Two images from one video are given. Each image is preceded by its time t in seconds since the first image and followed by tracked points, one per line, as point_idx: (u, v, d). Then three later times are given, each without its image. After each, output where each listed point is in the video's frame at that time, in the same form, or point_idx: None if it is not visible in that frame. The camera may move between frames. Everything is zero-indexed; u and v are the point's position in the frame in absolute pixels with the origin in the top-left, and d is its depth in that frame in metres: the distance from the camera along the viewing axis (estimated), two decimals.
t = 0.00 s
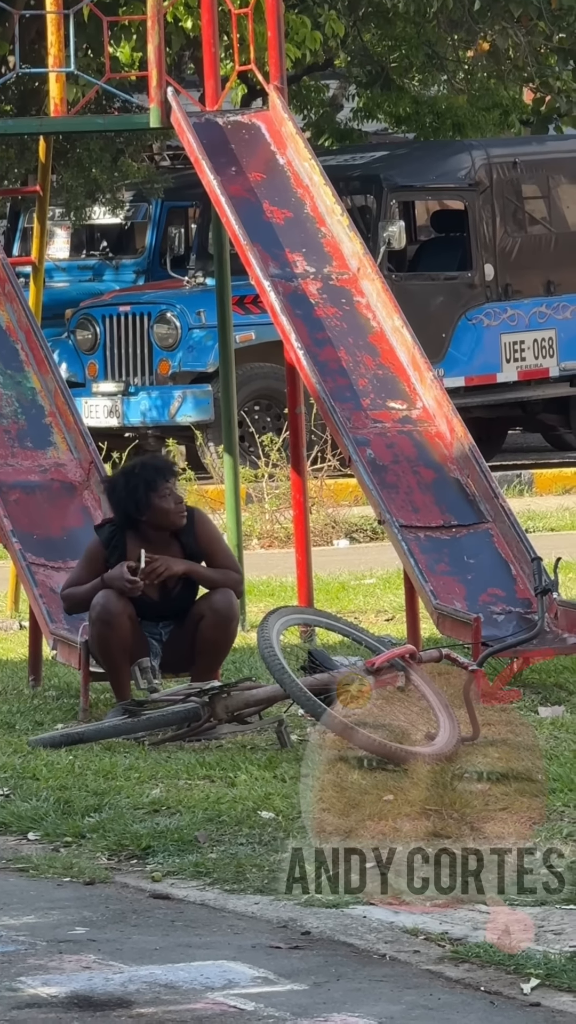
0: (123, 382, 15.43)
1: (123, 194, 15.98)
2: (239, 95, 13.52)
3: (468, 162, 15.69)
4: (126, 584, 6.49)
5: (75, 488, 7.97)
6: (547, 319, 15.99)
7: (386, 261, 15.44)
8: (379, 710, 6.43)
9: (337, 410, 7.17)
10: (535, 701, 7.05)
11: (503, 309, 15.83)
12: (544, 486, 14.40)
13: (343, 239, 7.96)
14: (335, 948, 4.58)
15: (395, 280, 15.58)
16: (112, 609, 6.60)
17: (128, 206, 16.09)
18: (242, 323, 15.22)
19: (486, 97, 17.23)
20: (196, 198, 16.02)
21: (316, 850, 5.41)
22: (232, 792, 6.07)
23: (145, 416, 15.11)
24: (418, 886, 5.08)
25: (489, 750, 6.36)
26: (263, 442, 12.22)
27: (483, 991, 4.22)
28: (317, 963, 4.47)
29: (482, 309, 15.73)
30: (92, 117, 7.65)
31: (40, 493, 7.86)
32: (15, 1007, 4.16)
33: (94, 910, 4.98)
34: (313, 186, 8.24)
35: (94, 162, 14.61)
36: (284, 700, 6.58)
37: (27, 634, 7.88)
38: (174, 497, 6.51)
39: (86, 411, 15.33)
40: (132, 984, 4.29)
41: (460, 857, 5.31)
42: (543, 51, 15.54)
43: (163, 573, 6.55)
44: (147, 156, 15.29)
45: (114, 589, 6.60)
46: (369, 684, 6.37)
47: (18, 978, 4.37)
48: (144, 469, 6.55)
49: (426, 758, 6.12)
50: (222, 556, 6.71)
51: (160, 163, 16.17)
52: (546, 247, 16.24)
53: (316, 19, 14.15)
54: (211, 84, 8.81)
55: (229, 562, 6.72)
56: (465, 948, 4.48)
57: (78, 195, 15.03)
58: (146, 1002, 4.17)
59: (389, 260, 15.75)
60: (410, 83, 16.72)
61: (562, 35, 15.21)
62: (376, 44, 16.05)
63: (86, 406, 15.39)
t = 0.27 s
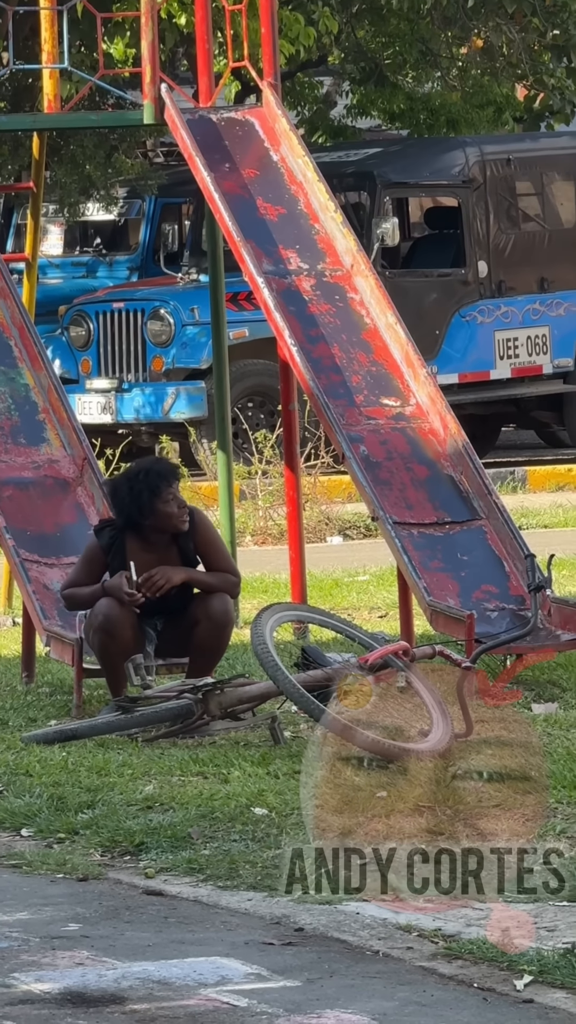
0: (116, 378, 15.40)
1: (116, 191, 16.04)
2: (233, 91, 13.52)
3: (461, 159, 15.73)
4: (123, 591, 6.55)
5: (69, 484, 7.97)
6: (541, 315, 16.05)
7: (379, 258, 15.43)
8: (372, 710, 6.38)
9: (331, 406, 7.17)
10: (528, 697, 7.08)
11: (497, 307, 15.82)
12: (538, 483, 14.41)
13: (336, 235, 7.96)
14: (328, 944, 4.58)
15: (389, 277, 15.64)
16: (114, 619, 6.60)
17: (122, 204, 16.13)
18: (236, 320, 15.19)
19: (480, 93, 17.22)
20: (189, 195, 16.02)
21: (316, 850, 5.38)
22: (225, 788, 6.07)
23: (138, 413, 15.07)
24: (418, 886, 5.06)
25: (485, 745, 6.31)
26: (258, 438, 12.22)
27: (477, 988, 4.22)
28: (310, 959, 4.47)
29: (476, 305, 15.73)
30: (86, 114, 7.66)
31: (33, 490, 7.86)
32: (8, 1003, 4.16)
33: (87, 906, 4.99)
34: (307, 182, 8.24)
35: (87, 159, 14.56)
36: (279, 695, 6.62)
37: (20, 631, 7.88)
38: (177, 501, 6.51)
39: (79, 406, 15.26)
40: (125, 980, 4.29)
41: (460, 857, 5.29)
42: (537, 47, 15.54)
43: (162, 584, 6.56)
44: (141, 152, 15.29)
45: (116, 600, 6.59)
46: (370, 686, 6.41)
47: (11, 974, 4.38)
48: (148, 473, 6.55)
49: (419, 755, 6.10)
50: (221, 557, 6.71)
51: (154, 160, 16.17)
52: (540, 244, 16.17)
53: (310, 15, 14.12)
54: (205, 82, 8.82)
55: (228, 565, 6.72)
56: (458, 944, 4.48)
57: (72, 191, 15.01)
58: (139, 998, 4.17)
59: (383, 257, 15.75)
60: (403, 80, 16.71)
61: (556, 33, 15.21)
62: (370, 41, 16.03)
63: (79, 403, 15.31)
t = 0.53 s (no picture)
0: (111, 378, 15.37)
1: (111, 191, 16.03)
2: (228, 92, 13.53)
3: (456, 159, 15.74)
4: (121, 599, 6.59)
5: (63, 484, 7.99)
6: (535, 315, 16.02)
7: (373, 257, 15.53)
8: (368, 710, 6.38)
9: (325, 406, 7.17)
10: (522, 697, 7.07)
11: (491, 307, 15.82)
12: (533, 483, 14.41)
13: (331, 235, 7.96)
14: (322, 944, 4.58)
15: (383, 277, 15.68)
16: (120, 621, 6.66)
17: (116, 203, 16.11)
18: (230, 320, 15.23)
19: (474, 94, 17.23)
20: (184, 195, 15.96)
21: (315, 849, 5.37)
22: (220, 787, 6.07)
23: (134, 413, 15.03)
24: (418, 886, 5.06)
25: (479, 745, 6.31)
26: (253, 438, 12.22)
27: (471, 988, 4.22)
28: (304, 959, 4.47)
29: (470, 305, 15.75)
30: (81, 114, 7.67)
31: (28, 490, 7.87)
32: (3, 1003, 4.16)
33: (81, 906, 4.99)
34: (301, 182, 8.24)
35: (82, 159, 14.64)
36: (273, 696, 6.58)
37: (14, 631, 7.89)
38: (184, 444, 6.53)
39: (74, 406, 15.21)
40: (119, 980, 4.29)
41: (461, 857, 5.29)
42: (532, 47, 15.55)
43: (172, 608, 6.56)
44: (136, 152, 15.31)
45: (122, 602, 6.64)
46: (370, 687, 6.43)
47: (6, 974, 4.37)
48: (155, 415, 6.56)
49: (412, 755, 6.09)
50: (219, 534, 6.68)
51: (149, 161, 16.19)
52: (534, 244, 16.14)
53: (305, 15, 14.14)
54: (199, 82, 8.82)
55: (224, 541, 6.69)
56: (452, 944, 4.47)
57: (66, 191, 15.05)
58: (133, 998, 4.17)
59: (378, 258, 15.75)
60: (398, 79, 16.71)
61: (551, 34, 15.23)
62: (365, 40, 16.03)
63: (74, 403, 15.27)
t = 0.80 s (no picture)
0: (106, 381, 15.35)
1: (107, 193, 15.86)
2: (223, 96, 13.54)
3: (451, 163, 15.75)
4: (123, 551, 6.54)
5: (59, 487, 8.00)
6: (531, 318, 16.08)
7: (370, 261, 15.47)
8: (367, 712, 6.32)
9: (321, 409, 7.17)
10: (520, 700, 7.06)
11: (487, 310, 15.81)
12: (528, 487, 14.41)
13: (327, 239, 7.95)
14: (318, 948, 4.57)
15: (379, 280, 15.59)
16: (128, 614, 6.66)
17: (112, 205, 16.02)
18: (226, 323, 15.30)
19: (470, 96, 17.25)
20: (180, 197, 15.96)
21: (316, 850, 5.39)
22: (216, 791, 6.06)
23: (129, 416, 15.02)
24: (418, 886, 5.07)
25: (474, 749, 6.32)
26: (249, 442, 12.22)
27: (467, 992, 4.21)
28: (300, 963, 4.46)
29: (466, 309, 15.69)
30: (76, 117, 7.67)
31: (24, 493, 7.88)
32: None
33: (77, 910, 4.98)
34: (297, 186, 8.24)
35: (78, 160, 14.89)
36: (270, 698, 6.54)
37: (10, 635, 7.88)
38: (186, 345, 6.52)
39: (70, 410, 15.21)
40: (115, 984, 4.28)
41: (460, 857, 5.30)
42: (528, 51, 15.57)
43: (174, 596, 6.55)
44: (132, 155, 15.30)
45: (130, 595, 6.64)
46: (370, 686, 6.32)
47: (2, 978, 4.37)
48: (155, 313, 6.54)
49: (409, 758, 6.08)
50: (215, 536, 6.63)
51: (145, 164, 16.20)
52: (530, 247, 16.22)
53: (301, 18, 14.15)
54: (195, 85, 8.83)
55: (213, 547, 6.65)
56: (448, 948, 4.47)
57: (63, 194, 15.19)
58: (129, 1001, 4.16)
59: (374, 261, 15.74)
60: (393, 83, 16.72)
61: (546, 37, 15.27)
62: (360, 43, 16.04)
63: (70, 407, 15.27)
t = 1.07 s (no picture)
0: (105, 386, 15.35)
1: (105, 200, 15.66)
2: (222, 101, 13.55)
3: (449, 168, 15.76)
4: (136, 467, 6.45)
5: (57, 493, 8.01)
6: (529, 324, 16.04)
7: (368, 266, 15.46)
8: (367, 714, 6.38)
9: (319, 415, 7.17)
10: (518, 706, 7.06)
11: (485, 316, 15.82)
12: (526, 492, 14.43)
13: (325, 244, 7.96)
14: (316, 954, 4.57)
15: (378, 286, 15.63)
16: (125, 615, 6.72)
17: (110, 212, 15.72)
18: (224, 329, 15.25)
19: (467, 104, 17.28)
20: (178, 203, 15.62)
21: (317, 851, 5.43)
22: (214, 797, 6.07)
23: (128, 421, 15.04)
24: (418, 886, 5.10)
25: (472, 753, 6.31)
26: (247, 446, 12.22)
27: (465, 999, 4.20)
28: (298, 969, 4.46)
29: (464, 314, 15.75)
30: (75, 123, 7.69)
31: (22, 499, 7.89)
32: None
33: (75, 916, 4.98)
34: (295, 192, 8.25)
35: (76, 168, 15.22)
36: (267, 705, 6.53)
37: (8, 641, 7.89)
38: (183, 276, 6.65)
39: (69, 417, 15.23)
40: (113, 990, 4.28)
41: (460, 857, 5.32)
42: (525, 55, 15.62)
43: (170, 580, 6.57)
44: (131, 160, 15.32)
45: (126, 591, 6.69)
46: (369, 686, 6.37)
47: None
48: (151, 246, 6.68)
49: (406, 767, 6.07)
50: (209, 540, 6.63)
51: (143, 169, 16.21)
52: (528, 253, 16.14)
53: (299, 24, 14.14)
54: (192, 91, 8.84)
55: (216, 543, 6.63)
56: (447, 954, 4.46)
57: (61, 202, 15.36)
58: (128, 1008, 4.16)
59: (371, 266, 15.74)
60: (391, 90, 16.74)
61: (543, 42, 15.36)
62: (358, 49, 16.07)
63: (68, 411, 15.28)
